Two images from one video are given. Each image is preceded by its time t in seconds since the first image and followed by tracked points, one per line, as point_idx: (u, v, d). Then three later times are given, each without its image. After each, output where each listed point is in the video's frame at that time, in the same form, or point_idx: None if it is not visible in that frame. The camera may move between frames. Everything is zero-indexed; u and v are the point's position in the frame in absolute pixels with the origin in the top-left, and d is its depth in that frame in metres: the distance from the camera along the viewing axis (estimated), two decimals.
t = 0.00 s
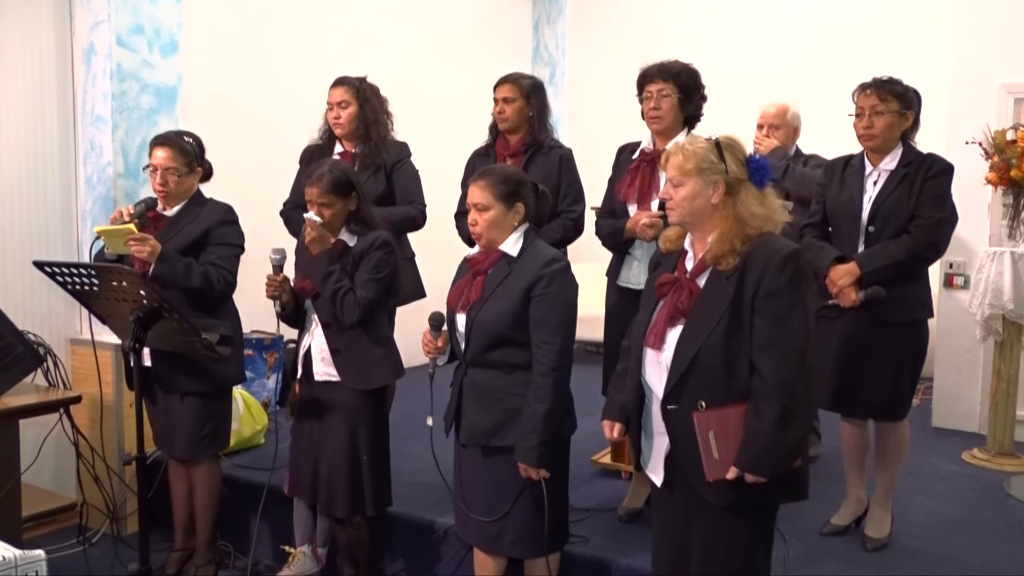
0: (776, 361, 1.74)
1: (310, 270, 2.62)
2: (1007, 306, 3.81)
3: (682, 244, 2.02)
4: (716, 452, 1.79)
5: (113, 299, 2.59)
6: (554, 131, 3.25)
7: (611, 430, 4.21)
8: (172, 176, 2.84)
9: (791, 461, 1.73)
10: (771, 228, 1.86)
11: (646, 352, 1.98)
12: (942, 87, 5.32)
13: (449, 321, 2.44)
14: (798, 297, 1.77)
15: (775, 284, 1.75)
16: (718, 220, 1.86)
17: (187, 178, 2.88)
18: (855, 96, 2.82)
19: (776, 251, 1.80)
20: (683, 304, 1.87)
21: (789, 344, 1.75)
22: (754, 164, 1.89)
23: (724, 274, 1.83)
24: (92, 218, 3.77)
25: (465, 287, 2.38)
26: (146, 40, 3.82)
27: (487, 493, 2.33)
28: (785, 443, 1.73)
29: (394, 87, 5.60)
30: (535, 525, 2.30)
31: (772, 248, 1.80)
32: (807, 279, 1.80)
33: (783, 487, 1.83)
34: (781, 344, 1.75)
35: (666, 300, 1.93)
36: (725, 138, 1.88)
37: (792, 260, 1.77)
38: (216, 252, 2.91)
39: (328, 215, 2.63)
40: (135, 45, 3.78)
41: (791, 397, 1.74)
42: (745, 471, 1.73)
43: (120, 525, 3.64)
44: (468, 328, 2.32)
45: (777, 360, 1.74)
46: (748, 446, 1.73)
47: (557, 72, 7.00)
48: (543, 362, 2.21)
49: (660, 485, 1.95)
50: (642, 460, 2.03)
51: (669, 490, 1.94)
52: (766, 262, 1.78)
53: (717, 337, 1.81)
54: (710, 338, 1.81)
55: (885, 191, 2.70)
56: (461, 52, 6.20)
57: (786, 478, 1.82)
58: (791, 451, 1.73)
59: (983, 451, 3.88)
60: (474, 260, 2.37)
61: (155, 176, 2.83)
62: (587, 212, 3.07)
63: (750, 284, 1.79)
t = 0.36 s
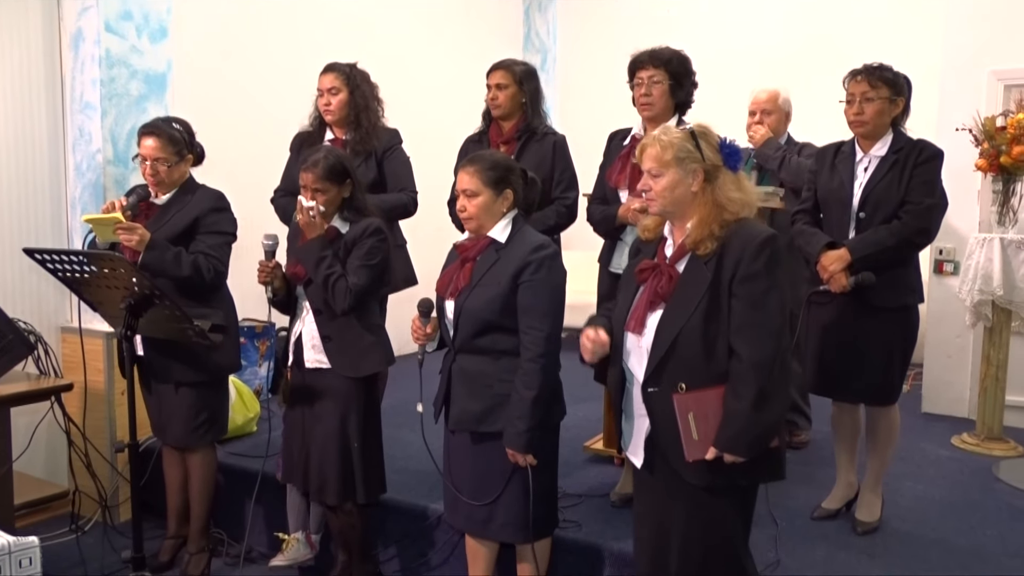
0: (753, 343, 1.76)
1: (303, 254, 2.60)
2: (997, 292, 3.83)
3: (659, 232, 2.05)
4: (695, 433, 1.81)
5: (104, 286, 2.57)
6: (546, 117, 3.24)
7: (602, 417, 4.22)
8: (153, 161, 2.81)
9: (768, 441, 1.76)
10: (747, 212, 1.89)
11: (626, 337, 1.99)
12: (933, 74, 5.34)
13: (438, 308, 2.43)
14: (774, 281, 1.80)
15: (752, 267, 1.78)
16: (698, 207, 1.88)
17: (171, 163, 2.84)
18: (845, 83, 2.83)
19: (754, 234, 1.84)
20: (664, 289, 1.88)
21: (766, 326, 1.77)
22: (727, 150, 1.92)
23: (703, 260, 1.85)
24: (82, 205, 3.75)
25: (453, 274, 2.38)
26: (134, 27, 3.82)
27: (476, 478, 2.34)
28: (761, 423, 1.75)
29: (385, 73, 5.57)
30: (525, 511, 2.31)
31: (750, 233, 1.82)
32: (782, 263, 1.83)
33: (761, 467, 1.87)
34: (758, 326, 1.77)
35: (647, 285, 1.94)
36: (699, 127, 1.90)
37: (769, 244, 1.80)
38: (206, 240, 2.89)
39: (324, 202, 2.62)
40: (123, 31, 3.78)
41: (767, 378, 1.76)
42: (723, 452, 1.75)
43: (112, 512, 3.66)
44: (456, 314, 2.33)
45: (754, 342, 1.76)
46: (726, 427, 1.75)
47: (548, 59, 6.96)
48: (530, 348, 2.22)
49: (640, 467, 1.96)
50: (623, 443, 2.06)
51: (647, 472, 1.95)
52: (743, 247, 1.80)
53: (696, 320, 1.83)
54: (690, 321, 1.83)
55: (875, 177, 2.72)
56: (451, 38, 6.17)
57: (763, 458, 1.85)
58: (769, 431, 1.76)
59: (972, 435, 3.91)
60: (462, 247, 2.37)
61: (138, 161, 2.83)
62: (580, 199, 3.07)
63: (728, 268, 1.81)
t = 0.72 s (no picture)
0: (741, 331, 1.79)
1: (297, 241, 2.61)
2: (989, 281, 3.85)
3: (642, 224, 2.04)
4: (686, 421, 1.82)
5: (97, 276, 2.56)
6: (541, 107, 3.24)
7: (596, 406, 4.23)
8: (143, 152, 2.80)
9: (757, 426, 1.79)
10: (730, 203, 1.91)
11: (614, 327, 2.00)
12: (926, 63, 5.34)
13: (430, 299, 2.41)
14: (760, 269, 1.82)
15: (739, 256, 1.80)
16: (681, 198, 1.89)
17: (162, 153, 2.83)
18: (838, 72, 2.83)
19: (737, 224, 1.85)
20: (651, 279, 1.88)
21: (753, 313, 1.80)
22: (708, 142, 1.91)
23: (688, 250, 1.86)
24: (75, 196, 3.74)
25: (445, 263, 2.38)
26: (127, 16, 3.78)
27: (468, 469, 2.34)
28: (751, 408, 1.78)
29: (378, 63, 5.55)
30: (519, 500, 2.32)
31: (734, 223, 1.84)
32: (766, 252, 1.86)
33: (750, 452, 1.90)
34: (746, 314, 1.80)
35: (633, 276, 1.93)
36: (682, 117, 1.89)
37: (755, 232, 1.82)
38: (198, 232, 2.89)
39: (321, 191, 2.62)
40: (116, 20, 3.72)
41: (756, 364, 1.79)
42: (714, 438, 1.77)
43: (108, 504, 3.64)
44: (449, 304, 2.33)
45: (742, 329, 1.79)
46: (717, 413, 1.78)
47: (543, 48, 6.94)
48: (526, 338, 2.22)
49: (629, 456, 1.97)
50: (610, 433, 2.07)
51: (635, 461, 1.96)
52: (729, 236, 1.82)
53: (685, 309, 1.84)
54: (678, 311, 1.84)
55: (868, 168, 2.72)
56: (445, 28, 6.15)
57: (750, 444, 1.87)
58: (759, 416, 1.79)
59: (964, 424, 3.93)
60: (453, 237, 2.37)
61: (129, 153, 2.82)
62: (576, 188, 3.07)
63: (715, 257, 1.83)
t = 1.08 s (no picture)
0: (726, 319, 1.79)
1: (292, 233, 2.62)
2: (983, 274, 3.86)
3: (630, 219, 2.03)
4: (664, 405, 1.82)
5: (92, 271, 2.55)
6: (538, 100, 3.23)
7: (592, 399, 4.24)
8: (140, 144, 2.78)
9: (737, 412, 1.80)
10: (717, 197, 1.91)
11: (605, 320, 2.01)
12: (922, 55, 5.34)
13: (424, 292, 2.39)
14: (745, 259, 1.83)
15: (724, 246, 1.80)
16: (668, 191, 1.89)
17: (159, 147, 2.81)
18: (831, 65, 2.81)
19: (724, 214, 1.85)
20: (640, 272, 1.89)
21: (736, 303, 1.80)
22: (694, 138, 1.95)
23: (675, 242, 1.86)
24: (69, 189, 3.72)
25: (438, 256, 2.37)
26: (120, 8, 3.75)
27: (461, 463, 2.34)
28: (730, 395, 1.78)
29: (373, 55, 5.53)
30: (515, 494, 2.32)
31: (720, 214, 1.84)
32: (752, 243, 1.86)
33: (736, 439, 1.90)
34: (730, 303, 1.80)
35: (623, 270, 1.94)
36: (671, 112, 1.90)
37: (741, 223, 1.82)
38: (194, 227, 2.87)
39: (317, 184, 2.61)
40: (108, 12, 3.70)
41: (738, 352, 1.79)
42: (692, 423, 1.78)
43: (103, 497, 3.65)
44: (444, 297, 2.32)
45: (725, 318, 1.79)
46: (696, 398, 1.78)
47: (539, 40, 6.91)
48: (524, 331, 2.22)
49: (622, 448, 1.96)
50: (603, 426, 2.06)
51: (629, 453, 1.96)
52: (715, 226, 1.82)
53: (674, 300, 1.84)
54: (667, 303, 1.85)
55: (863, 161, 2.72)
56: (440, 20, 6.13)
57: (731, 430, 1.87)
58: (736, 402, 1.79)
59: (957, 416, 3.95)
60: (446, 230, 2.37)
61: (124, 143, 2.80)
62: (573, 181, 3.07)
63: (701, 247, 1.83)
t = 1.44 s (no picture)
0: (701, 311, 1.78)
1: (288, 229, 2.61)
2: (979, 270, 3.87)
3: (626, 215, 2.03)
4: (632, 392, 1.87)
5: (86, 268, 2.53)
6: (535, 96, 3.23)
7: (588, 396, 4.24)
8: (142, 137, 2.78)
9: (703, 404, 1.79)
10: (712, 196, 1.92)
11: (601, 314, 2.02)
12: (917, 51, 5.34)
13: (419, 288, 2.38)
14: (729, 253, 1.81)
15: (706, 241, 1.80)
16: (665, 186, 1.89)
17: (161, 142, 2.81)
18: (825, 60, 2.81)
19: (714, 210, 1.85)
20: (631, 266, 1.89)
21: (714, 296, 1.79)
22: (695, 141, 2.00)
23: (666, 235, 1.86)
24: (62, 186, 3.71)
25: (433, 250, 2.36)
26: (112, 4, 3.74)
27: (456, 459, 2.34)
28: (691, 386, 1.78)
29: (368, 51, 5.52)
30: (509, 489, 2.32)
31: (710, 208, 1.84)
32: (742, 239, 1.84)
33: (724, 433, 1.87)
34: (708, 296, 1.79)
35: (615, 265, 1.94)
36: (676, 110, 1.92)
37: (727, 219, 1.81)
38: (192, 224, 2.86)
39: (313, 180, 2.60)
40: (101, 8, 3.68)
41: (704, 343, 1.78)
42: (652, 411, 1.80)
43: (99, 494, 3.66)
44: (437, 292, 2.32)
45: (694, 308, 1.79)
46: (657, 387, 1.80)
47: (535, 36, 6.90)
48: (517, 326, 2.22)
49: (617, 442, 1.97)
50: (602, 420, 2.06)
51: (623, 446, 1.97)
52: (702, 221, 1.82)
53: (664, 294, 1.85)
54: (657, 296, 1.85)
55: (857, 156, 2.73)
56: (435, 15, 6.11)
57: (714, 424, 1.85)
58: (700, 395, 1.78)
59: (953, 411, 3.96)
60: (440, 224, 2.36)
61: (126, 136, 2.79)
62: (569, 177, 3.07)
63: (687, 241, 1.83)
